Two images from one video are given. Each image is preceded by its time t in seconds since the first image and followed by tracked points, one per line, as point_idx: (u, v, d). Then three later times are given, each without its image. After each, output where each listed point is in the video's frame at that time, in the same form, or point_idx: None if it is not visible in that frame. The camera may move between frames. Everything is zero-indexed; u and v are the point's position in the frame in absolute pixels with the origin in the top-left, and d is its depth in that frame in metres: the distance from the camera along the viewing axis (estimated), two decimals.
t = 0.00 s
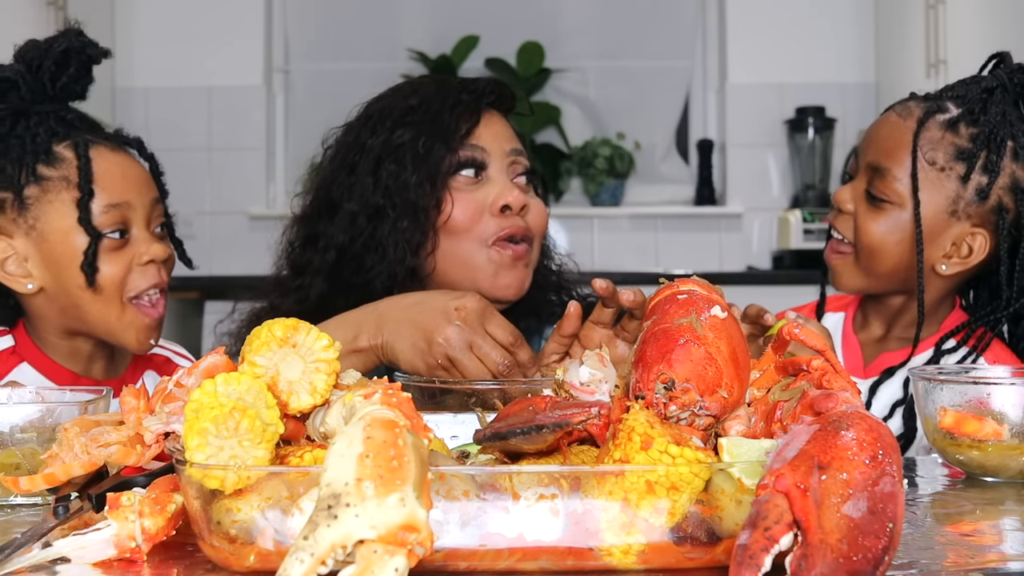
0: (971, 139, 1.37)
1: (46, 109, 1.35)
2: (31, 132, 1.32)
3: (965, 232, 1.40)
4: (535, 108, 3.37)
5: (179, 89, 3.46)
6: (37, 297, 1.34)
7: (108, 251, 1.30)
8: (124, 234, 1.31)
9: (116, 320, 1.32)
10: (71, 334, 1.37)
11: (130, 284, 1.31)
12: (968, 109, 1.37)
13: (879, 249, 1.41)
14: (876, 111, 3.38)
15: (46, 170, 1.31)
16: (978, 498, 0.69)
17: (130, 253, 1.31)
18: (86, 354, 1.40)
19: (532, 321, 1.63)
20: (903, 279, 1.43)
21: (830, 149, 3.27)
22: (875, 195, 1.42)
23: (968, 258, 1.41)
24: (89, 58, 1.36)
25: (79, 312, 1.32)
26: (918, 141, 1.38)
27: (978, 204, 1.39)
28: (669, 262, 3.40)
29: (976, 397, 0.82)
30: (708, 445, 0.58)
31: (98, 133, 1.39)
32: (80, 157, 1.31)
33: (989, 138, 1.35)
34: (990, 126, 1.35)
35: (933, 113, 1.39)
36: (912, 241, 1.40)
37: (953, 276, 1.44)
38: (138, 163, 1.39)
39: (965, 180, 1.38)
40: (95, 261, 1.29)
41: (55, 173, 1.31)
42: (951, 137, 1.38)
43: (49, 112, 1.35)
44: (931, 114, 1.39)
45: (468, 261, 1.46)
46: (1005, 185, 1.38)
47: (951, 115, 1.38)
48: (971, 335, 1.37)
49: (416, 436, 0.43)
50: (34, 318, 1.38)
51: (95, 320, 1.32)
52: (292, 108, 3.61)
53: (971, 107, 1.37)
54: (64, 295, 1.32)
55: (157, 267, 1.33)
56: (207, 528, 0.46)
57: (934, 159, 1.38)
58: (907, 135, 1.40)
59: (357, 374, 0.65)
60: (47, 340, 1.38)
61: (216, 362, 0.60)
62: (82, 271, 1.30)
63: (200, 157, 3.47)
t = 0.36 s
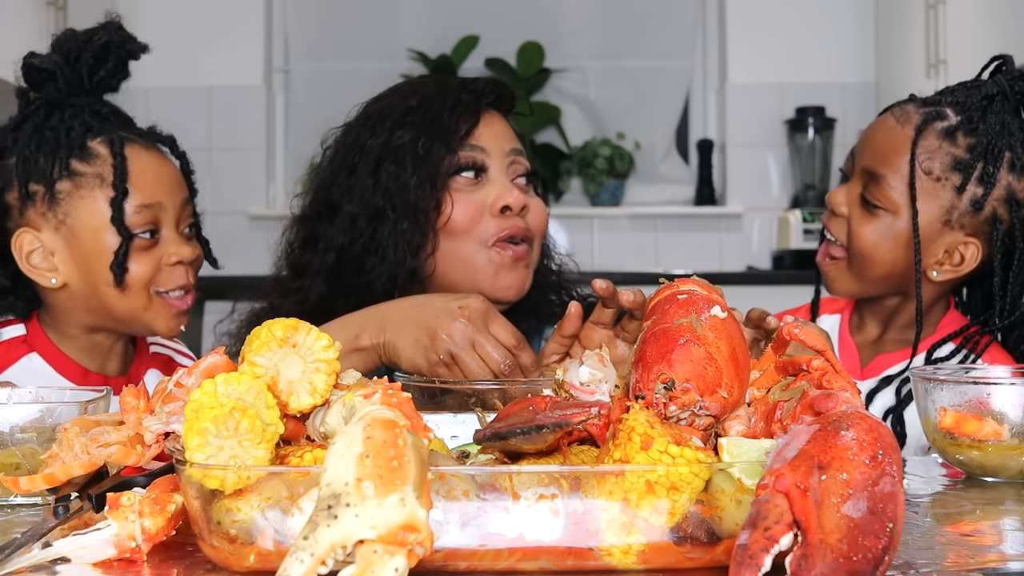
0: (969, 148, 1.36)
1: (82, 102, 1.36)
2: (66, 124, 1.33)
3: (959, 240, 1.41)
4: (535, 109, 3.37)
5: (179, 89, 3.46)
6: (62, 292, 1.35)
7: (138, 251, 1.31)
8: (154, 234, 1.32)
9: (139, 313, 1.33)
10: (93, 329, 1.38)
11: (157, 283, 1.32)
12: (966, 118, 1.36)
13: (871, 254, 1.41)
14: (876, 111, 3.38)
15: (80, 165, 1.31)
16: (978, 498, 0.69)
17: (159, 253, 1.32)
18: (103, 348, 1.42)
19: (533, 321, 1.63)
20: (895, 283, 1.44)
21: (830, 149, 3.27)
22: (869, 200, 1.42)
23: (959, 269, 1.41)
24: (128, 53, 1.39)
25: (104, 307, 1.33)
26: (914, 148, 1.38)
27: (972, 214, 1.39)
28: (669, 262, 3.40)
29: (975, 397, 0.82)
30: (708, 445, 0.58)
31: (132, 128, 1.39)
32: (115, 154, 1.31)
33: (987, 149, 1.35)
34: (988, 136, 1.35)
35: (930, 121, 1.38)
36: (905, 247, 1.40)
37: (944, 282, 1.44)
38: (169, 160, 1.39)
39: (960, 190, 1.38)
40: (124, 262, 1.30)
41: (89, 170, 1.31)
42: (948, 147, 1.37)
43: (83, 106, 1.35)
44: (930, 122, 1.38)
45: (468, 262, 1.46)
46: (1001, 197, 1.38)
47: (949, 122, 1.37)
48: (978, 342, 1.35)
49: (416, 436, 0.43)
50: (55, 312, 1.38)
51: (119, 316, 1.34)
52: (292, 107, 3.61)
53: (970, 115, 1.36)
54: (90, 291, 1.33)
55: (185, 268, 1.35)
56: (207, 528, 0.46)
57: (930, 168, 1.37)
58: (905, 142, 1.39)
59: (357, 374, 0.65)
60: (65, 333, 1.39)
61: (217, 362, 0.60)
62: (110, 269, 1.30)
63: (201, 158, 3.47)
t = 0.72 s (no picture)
0: (967, 152, 1.36)
1: (100, 110, 1.36)
2: (83, 133, 1.32)
3: (958, 244, 1.40)
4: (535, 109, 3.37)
5: (179, 89, 3.47)
6: (79, 301, 1.35)
7: (153, 267, 1.30)
8: (170, 250, 1.32)
9: (154, 329, 1.34)
10: (106, 338, 1.40)
11: (173, 297, 1.32)
12: (965, 121, 1.36)
13: (869, 256, 1.41)
14: (876, 112, 3.38)
15: (97, 179, 1.31)
16: (978, 498, 0.69)
17: (174, 270, 1.32)
18: (117, 356, 1.43)
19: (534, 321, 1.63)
20: (893, 285, 1.44)
21: (830, 150, 3.26)
22: (867, 203, 1.42)
23: (957, 272, 1.41)
24: (149, 62, 1.36)
25: (118, 320, 1.34)
26: (913, 152, 1.37)
27: (970, 218, 1.39)
28: (669, 262, 3.40)
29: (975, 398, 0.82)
30: (708, 445, 0.58)
31: (149, 135, 1.39)
32: (132, 169, 1.31)
33: (985, 153, 1.35)
34: (988, 139, 1.35)
35: (929, 124, 1.38)
36: (903, 249, 1.40)
37: (942, 286, 1.44)
38: (186, 172, 1.38)
39: (958, 194, 1.37)
40: (139, 279, 1.29)
41: (106, 185, 1.30)
42: (947, 150, 1.37)
43: (101, 114, 1.35)
44: (929, 125, 1.38)
45: (468, 265, 1.46)
46: (999, 200, 1.38)
47: (948, 125, 1.37)
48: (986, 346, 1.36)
49: (416, 436, 0.43)
50: (71, 318, 1.39)
51: (134, 329, 1.35)
52: (292, 107, 3.60)
53: (970, 118, 1.36)
54: (105, 304, 1.33)
55: (200, 283, 1.35)
56: (207, 528, 0.46)
57: (929, 172, 1.37)
58: (903, 144, 1.39)
59: (357, 374, 0.65)
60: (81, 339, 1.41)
61: (217, 362, 0.60)
62: (124, 286, 1.30)
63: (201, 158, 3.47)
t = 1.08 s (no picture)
0: (981, 157, 1.37)
1: (104, 123, 1.35)
2: (88, 147, 1.32)
3: (964, 247, 1.41)
4: (535, 109, 3.37)
5: (179, 89, 3.46)
6: (89, 310, 1.36)
7: (163, 274, 1.32)
8: (178, 257, 1.33)
9: (166, 335, 1.36)
10: (116, 342, 1.40)
11: (183, 304, 1.34)
12: (979, 125, 1.37)
13: (875, 257, 1.40)
14: (876, 112, 3.38)
15: (104, 192, 1.31)
16: (978, 498, 0.69)
17: (184, 276, 1.33)
18: (127, 360, 1.44)
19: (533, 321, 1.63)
20: (895, 287, 1.43)
21: (830, 149, 3.26)
22: (876, 202, 1.41)
23: (963, 274, 1.41)
24: (150, 74, 1.38)
25: (130, 327, 1.35)
26: (928, 154, 1.37)
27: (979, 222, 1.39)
28: (669, 262, 3.40)
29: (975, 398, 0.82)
30: (708, 445, 0.58)
31: (150, 144, 1.39)
32: (139, 181, 1.31)
33: (998, 158, 1.36)
34: (1001, 145, 1.36)
35: (944, 127, 1.38)
36: (911, 251, 1.39)
37: (944, 288, 1.43)
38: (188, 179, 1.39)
39: (970, 198, 1.38)
40: (151, 287, 1.30)
41: (114, 197, 1.31)
42: (960, 154, 1.37)
43: (104, 126, 1.35)
44: (942, 128, 1.38)
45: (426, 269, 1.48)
46: (1009, 206, 1.39)
47: (962, 129, 1.37)
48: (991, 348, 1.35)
49: (416, 436, 0.43)
50: (81, 324, 1.39)
51: (146, 336, 1.36)
52: (292, 107, 3.60)
53: (984, 123, 1.37)
54: (118, 312, 1.34)
55: (208, 287, 1.36)
56: (207, 528, 0.46)
57: (941, 175, 1.37)
58: (918, 145, 1.39)
59: (358, 375, 0.65)
60: (90, 345, 1.41)
61: (217, 362, 0.60)
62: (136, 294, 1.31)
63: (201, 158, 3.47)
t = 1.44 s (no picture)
0: (976, 163, 1.36)
1: (99, 105, 1.36)
2: (84, 126, 1.33)
3: (962, 254, 1.41)
4: (536, 109, 3.37)
5: (179, 89, 3.47)
6: (88, 289, 1.36)
7: (155, 247, 1.31)
8: (171, 230, 1.31)
9: (166, 307, 1.34)
10: (122, 324, 1.40)
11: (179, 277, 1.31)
12: (974, 131, 1.36)
13: (871, 266, 1.41)
14: (876, 112, 3.38)
15: (98, 166, 1.31)
16: (978, 498, 0.69)
17: (177, 249, 1.31)
18: (136, 342, 1.43)
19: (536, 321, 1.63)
20: (893, 293, 1.44)
21: (830, 150, 3.26)
22: (871, 212, 1.41)
23: (960, 282, 1.42)
24: (142, 55, 1.39)
25: (129, 301, 1.34)
26: (921, 162, 1.37)
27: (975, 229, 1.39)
28: (669, 262, 3.40)
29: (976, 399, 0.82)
30: (708, 445, 0.58)
31: (149, 125, 1.39)
32: (130, 154, 1.31)
33: (993, 165, 1.35)
34: (996, 152, 1.35)
35: (938, 133, 1.38)
36: (907, 261, 1.40)
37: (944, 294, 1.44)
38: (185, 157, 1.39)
39: (965, 207, 1.38)
40: (141, 257, 1.30)
41: (107, 170, 1.31)
42: (955, 162, 1.37)
43: (101, 108, 1.35)
44: (937, 135, 1.37)
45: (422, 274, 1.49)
46: (1006, 213, 1.39)
47: (957, 135, 1.37)
48: (995, 354, 1.33)
49: (416, 436, 0.43)
50: (86, 307, 1.39)
51: (145, 310, 1.35)
52: (291, 107, 3.60)
53: (979, 128, 1.36)
54: (116, 285, 1.33)
55: (205, 260, 1.33)
56: (207, 528, 0.46)
57: (936, 184, 1.37)
58: (912, 153, 1.38)
59: (358, 374, 0.65)
60: (98, 329, 1.41)
61: (217, 362, 0.60)
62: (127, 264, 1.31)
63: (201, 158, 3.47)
